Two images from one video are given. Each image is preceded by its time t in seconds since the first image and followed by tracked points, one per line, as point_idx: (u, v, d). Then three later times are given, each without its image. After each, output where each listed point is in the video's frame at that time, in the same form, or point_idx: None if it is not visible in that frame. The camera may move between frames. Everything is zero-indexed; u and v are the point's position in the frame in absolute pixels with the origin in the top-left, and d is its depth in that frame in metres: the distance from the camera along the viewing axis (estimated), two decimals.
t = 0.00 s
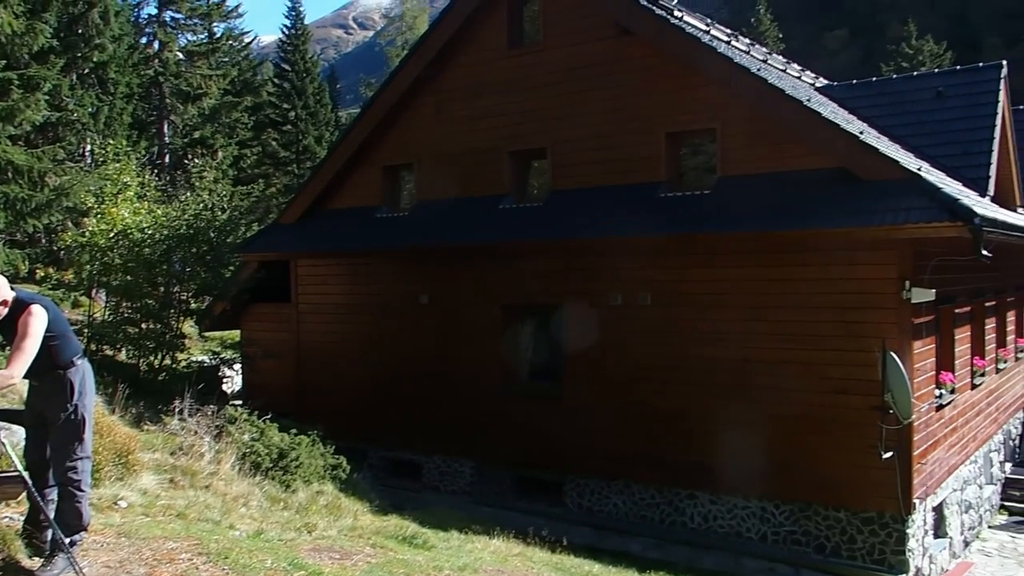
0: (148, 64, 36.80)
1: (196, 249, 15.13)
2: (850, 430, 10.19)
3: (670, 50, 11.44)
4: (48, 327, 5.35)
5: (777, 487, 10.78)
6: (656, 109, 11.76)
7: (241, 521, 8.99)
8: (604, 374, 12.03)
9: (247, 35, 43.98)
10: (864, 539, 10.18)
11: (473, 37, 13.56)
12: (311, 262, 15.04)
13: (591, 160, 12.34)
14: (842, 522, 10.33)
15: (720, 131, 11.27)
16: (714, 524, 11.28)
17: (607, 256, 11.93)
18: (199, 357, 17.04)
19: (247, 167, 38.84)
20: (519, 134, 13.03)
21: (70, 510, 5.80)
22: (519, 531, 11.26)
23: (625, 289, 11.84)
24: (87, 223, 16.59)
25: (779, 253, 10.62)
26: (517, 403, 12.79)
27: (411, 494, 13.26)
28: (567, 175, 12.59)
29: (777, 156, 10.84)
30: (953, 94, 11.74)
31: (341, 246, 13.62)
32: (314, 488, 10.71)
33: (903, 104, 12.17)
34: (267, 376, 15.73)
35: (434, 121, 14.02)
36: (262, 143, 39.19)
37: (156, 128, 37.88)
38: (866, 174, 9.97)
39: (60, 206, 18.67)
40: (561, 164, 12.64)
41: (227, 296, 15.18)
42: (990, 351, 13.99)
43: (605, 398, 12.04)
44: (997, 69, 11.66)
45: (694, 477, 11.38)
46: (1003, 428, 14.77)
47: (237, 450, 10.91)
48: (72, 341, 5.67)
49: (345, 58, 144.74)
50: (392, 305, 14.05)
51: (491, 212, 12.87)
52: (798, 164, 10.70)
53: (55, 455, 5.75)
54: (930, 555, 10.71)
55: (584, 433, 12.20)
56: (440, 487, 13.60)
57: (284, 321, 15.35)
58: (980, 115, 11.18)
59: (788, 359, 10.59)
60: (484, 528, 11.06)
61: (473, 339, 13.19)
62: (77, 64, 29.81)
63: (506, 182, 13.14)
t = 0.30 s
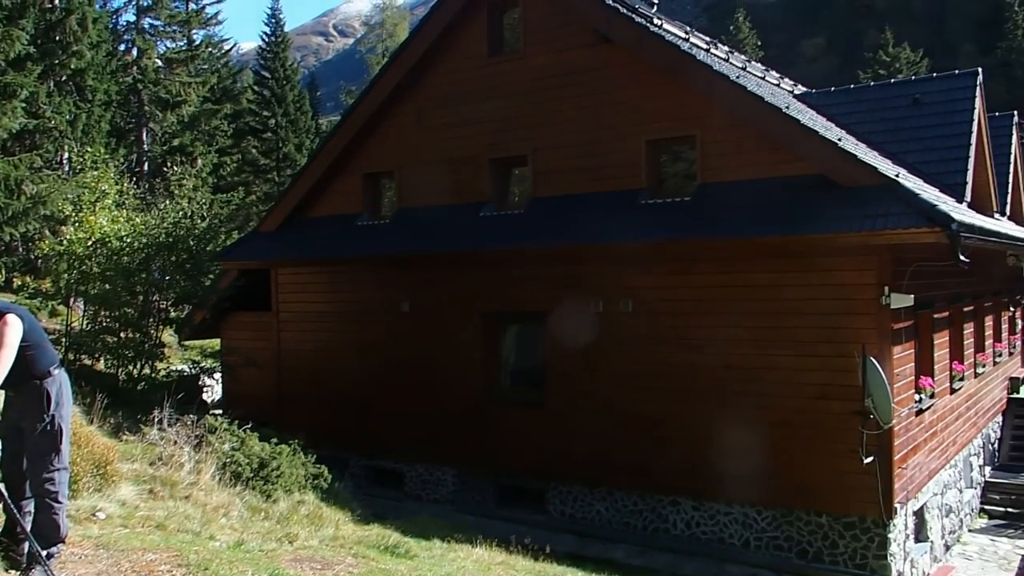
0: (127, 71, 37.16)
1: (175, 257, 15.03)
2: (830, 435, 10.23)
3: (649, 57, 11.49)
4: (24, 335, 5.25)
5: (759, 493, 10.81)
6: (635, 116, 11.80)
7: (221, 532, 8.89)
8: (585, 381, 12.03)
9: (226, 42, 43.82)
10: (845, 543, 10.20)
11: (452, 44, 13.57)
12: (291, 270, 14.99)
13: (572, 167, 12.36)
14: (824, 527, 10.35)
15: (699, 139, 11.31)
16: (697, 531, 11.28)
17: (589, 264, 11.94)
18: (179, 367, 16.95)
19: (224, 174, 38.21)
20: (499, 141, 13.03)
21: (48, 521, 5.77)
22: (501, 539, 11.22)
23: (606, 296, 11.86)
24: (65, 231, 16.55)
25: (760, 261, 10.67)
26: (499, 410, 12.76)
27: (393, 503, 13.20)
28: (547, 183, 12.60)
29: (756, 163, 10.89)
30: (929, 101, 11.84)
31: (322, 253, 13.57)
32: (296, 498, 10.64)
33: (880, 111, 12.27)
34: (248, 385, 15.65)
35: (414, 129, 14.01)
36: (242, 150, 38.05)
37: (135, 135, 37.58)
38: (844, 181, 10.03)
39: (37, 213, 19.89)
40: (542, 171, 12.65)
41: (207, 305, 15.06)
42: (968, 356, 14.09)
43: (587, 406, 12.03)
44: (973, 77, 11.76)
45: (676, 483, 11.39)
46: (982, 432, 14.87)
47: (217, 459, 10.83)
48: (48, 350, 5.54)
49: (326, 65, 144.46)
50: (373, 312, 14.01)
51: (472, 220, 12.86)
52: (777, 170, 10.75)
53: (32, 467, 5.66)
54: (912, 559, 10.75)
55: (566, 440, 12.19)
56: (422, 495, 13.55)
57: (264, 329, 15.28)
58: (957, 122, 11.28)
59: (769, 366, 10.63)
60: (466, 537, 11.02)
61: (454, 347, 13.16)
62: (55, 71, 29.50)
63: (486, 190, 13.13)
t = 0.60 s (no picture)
0: (117, 82, 36.72)
1: (166, 268, 14.96)
2: (824, 442, 10.23)
3: (639, 67, 11.53)
4: (15, 346, 5.24)
5: (754, 500, 10.80)
6: (626, 126, 11.83)
7: (215, 544, 8.82)
8: (579, 390, 12.03)
9: (217, 53, 43.85)
10: (840, 550, 10.19)
11: (444, 54, 13.59)
12: (282, 281, 14.98)
13: (563, 176, 12.38)
14: (818, 534, 10.34)
15: (690, 148, 11.35)
16: (692, 539, 11.26)
17: (581, 273, 11.95)
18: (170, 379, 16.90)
19: (218, 184, 38.62)
20: (490, 151, 13.06)
21: (39, 535, 5.70)
22: (495, 549, 11.19)
23: (599, 305, 11.87)
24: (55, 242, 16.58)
25: (751, 268, 10.68)
26: (492, 420, 12.75)
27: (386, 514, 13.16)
28: (539, 192, 12.63)
29: (747, 171, 10.92)
30: (919, 108, 11.91)
31: (314, 263, 13.56)
32: (289, 510, 10.60)
33: (870, 119, 12.32)
34: (240, 395, 15.62)
35: (405, 139, 14.03)
36: (235, 161, 38.61)
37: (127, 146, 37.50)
38: (835, 189, 10.07)
39: (28, 225, 20.10)
40: (534, 180, 12.67)
41: (199, 315, 15.18)
42: (960, 362, 14.13)
43: (580, 415, 12.03)
44: (961, 84, 11.84)
45: (670, 492, 11.38)
46: (975, 438, 14.90)
47: (210, 471, 10.79)
48: (38, 363, 5.53)
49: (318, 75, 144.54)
50: (365, 322, 14.00)
51: (464, 229, 12.86)
52: (767, 178, 10.80)
53: (23, 480, 5.62)
54: (906, 566, 10.76)
55: (560, 449, 12.17)
56: (415, 506, 13.52)
57: (256, 340, 15.27)
58: (946, 129, 11.34)
59: (761, 373, 10.64)
60: (460, 547, 10.99)
61: (447, 357, 13.15)
62: (45, 82, 29.41)
63: (478, 199, 13.15)
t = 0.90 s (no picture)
0: (111, 95, 36.07)
1: (160, 280, 14.92)
2: (820, 451, 10.22)
3: (632, 78, 11.55)
4: (7, 359, 5.22)
5: (750, 510, 10.78)
6: (620, 136, 11.85)
7: (208, 558, 8.75)
8: (574, 401, 12.01)
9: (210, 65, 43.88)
10: (836, 560, 10.17)
11: (437, 66, 13.61)
12: (276, 293, 14.95)
13: (557, 187, 12.39)
14: (814, 543, 10.32)
15: (684, 158, 11.37)
16: (688, 549, 11.22)
17: (576, 283, 11.94)
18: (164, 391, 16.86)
19: (212, 197, 38.49)
20: (484, 162, 13.06)
21: (30, 551, 5.63)
22: (491, 561, 11.13)
23: (594, 315, 11.87)
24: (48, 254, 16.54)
25: (744, 277, 10.70)
26: (487, 431, 12.72)
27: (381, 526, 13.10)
28: (534, 202, 12.62)
29: (741, 181, 10.94)
30: (911, 117, 11.95)
31: (307, 275, 13.53)
32: (283, 523, 10.54)
33: (863, 129, 12.36)
34: (234, 407, 15.57)
35: (399, 150, 14.02)
36: (229, 174, 38.67)
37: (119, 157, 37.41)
38: (828, 198, 10.08)
39: (21, 237, 20.06)
40: (528, 191, 12.66)
41: (192, 328, 15.03)
42: (955, 370, 14.16)
43: (575, 425, 12.00)
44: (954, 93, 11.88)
45: (666, 502, 11.35)
46: (970, 446, 14.94)
47: (204, 484, 10.73)
48: (29, 377, 5.49)
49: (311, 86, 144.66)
50: (359, 334, 13.97)
51: (458, 240, 12.85)
52: (761, 188, 10.81)
53: (15, 495, 5.57)
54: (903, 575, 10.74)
55: (555, 460, 12.14)
56: (410, 518, 13.46)
57: (250, 352, 15.23)
58: (939, 138, 11.38)
59: (756, 382, 10.64)
60: (456, 559, 10.93)
61: (441, 368, 13.13)
62: (38, 94, 29.39)
63: (472, 210, 13.14)
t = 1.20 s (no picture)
0: (100, 114, 35.91)
1: (149, 300, 14.81)
2: (812, 467, 10.22)
3: (622, 97, 11.61)
4: None
5: (742, 528, 10.74)
6: (610, 155, 11.90)
7: None
8: (565, 419, 11.99)
9: (201, 83, 43.97)
10: None
11: (427, 85, 13.67)
12: (266, 311, 14.92)
13: (547, 206, 12.43)
14: (806, 561, 10.28)
15: (673, 176, 11.42)
16: (680, 567, 11.16)
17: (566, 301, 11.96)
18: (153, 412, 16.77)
19: (201, 216, 38.85)
20: (475, 181, 13.10)
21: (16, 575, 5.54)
22: None
23: (584, 333, 11.88)
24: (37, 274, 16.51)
25: (733, 294, 10.73)
26: (478, 449, 12.68)
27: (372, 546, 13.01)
28: (524, 221, 12.65)
29: (729, 199, 11.00)
30: (898, 135, 12.06)
31: (298, 293, 13.51)
32: (273, 544, 10.47)
33: (850, 147, 12.46)
34: (224, 426, 15.49)
35: (389, 169, 14.05)
36: (219, 193, 39.04)
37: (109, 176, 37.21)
38: (817, 216, 10.13)
39: (10, 255, 20.08)
40: (518, 209, 12.70)
41: (183, 346, 14.97)
42: (944, 387, 14.20)
43: (567, 444, 11.97)
44: (940, 111, 12.00)
45: (658, 520, 11.31)
46: (960, 461, 14.96)
47: (193, 505, 10.66)
48: (17, 397, 5.44)
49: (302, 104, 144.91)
50: (350, 352, 13.94)
51: (448, 258, 12.85)
52: (750, 207, 10.86)
53: (2, 517, 5.52)
54: None
55: (547, 479, 12.10)
56: (401, 537, 13.37)
57: (240, 371, 15.18)
58: (926, 155, 11.48)
59: (746, 399, 10.65)
60: None
61: (432, 386, 13.10)
62: (28, 113, 29.41)
63: (463, 228, 13.16)
